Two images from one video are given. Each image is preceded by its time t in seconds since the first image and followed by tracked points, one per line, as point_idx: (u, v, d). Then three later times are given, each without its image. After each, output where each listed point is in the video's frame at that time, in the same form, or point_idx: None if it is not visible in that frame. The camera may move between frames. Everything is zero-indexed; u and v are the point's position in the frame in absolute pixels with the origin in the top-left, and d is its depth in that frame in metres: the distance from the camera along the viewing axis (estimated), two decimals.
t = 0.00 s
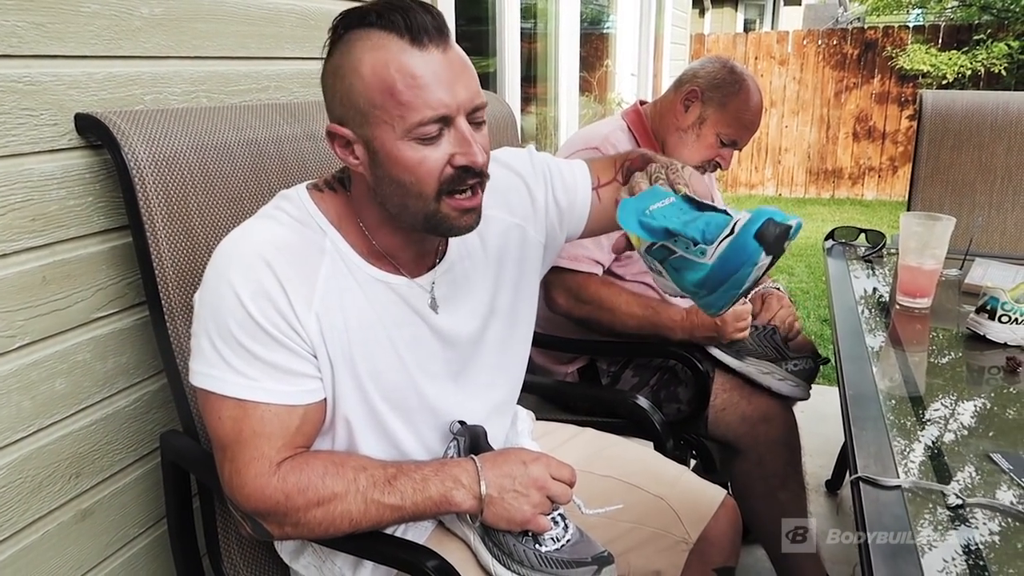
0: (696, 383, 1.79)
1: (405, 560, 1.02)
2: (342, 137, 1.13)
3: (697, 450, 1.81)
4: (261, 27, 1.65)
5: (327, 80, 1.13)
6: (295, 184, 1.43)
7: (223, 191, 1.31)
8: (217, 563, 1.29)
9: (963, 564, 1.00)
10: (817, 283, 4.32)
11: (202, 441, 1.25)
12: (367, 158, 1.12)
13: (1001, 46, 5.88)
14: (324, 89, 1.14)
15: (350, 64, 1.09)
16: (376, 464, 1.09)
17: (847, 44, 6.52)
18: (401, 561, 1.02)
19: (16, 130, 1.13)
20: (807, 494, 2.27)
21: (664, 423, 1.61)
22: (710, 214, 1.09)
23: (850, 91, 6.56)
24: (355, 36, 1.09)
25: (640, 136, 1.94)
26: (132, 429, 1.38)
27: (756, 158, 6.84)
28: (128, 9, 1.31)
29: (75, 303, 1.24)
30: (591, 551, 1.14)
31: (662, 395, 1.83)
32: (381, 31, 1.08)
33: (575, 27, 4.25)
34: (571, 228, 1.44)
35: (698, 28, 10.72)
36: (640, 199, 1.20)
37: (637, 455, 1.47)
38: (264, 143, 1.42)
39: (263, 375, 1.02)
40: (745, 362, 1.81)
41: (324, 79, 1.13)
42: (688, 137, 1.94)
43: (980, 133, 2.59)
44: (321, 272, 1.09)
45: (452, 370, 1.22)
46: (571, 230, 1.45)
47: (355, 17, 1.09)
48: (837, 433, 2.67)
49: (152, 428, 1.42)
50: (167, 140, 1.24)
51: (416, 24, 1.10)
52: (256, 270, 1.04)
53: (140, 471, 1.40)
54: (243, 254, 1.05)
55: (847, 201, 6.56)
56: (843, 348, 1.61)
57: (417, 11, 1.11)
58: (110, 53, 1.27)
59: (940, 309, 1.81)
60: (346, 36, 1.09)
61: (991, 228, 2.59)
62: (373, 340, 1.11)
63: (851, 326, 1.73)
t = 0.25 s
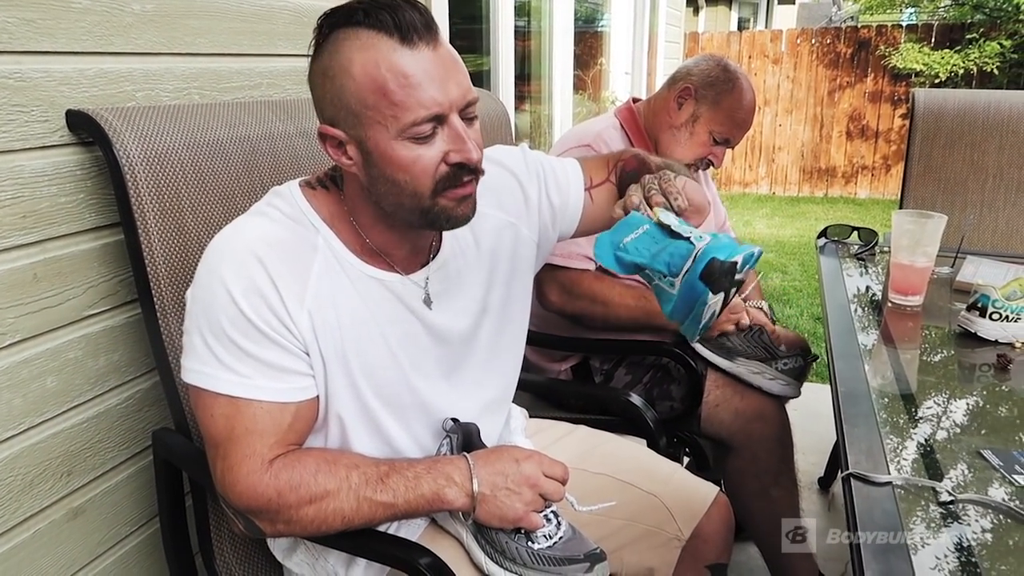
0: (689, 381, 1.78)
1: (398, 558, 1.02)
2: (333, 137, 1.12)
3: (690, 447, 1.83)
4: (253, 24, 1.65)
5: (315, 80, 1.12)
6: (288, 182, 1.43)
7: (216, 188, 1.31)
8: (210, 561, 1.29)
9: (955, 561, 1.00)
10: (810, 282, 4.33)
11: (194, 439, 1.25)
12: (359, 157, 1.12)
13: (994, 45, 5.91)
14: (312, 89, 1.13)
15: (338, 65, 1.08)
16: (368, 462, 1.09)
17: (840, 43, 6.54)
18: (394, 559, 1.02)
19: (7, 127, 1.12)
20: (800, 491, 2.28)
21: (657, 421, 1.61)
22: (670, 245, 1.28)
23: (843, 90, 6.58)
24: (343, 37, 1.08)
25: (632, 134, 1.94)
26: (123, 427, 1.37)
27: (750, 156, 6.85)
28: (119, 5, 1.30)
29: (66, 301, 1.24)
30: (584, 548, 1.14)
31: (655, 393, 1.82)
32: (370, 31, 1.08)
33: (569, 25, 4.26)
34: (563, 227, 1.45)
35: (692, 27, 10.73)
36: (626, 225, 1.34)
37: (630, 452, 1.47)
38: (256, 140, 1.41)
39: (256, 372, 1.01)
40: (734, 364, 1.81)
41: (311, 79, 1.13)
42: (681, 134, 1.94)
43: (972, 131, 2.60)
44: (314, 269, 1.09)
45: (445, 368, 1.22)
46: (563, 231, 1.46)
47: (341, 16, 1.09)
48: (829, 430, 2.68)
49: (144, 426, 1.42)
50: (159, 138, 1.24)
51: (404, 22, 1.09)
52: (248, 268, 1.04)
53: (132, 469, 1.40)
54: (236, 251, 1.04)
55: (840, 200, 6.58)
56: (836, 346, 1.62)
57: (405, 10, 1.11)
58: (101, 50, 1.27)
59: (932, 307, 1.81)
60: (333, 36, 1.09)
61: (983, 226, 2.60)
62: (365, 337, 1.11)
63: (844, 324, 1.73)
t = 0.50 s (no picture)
0: (688, 384, 1.79)
1: (396, 560, 1.02)
2: (331, 138, 1.12)
3: (690, 449, 1.83)
4: (252, 26, 1.65)
5: (313, 81, 1.12)
6: (287, 183, 1.42)
7: (214, 189, 1.31)
8: (208, 563, 1.28)
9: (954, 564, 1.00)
10: (809, 285, 4.33)
11: (192, 440, 1.25)
12: (357, 158, 1.12)
13: (993, 49, 5.93)
14: (310, 90, 1.13)
15: (337, 65, 1.08)
16: (366, 463, 1.08)
17: (838, 47, 6.54)
18: (392, 561, 1.02)
19: (4, 127, 1.12)
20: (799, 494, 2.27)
21: (656, 423, 1.61)
22: (674, 239, 1.30)
23: (842, 94, 6.59)
24: (342, 37, 1.08)
25: (629, 134, 1.94)
26: (121, 429, 1.37)
27: (749, 160, 6.85)
28: (118, 6, 1.30)
29: (63, 302, 1.24)
30: (583, 549, 1.14)
31: (654, 395, 1.84)
32: (369, 32, 1.08)
33: (569, 29, 4.26)
34: (561, 229, 1.45)
35: (691, 31, 10.75)
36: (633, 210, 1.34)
37: (628, 453, 1.47)
38: (255, 142, 1.41)
39: (253, 373, 1.01)
40: (732, 368, 1.80)
41: (310, 79, 1.13)
42: (678, 136, 1.94)
43: (970, 134, 2.60)
44: (312, 270, 1.09)
45: (443, 369, 1.21)
46: (561, 232, 1.46)
47: (340, 16, 1.09)
48: (829, 433, 2.67)
49: (142, 428, 1.41)
50: (157, 139, 1.24)
51: (403, 23, 1.09)
52: (245, 268, 1.03)
53: (130, 471, 1.39)
54: (234, 251, 1.04)
55: (839, 204, 6.59)
56: (835, 349, 1.61)
57: (405, 11, 1.11)
58: (99, 51, 1.27)
59: (931, 309, 1.81)
60: (332, 36, 1.09)
61: (982, 229, 2.60)
62: (363, 338, 1.11)
63: (843, 327, 1.72)
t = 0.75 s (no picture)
0: (688, 384, 1.80)
1: (395, 561, 1.02)
2: (332, 139, 1.12)
3: (688, 451, 1.81)
4: (251, 27, 1.65)
5: (315, 81, 1.11)
6: (285, 184, 1.42)
7: (213, 190, 1.31)
8: (206, 564, 1.28)
9: (954, 565, 0.99)
10: (808, 286, 4.33)
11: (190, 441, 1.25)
12: (359, 159, 1.12)
13: (990, 53, 5.94)
14: (310, 89, 1.13)
15: (340, 66, 1.08)
16: (365, 463, 1.08)
17: (837, 49, 6.55)
18: (390, 561, 1.02)
19: (2, 128, 1.12)
20: (798, 495, 2.27)
21: (655, 423, 1.61)
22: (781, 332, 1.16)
23: (841, 96, 6.59)
24: (346, 38, 1.07)
25: (625, 134, 1.94)
26: (119, 430, 1.37)
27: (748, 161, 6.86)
28: (117, 7, 1.30)
29: (62, 303, 1.23)
30: (582, 549, 1.14)
31: (653, 396, 1.83)
32: (374, 34, 1.07)
33: (568, 30, 4.27)
34: (558, 230, 1.45)
35: (690, 33, 10.76)
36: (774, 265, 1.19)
37: (627, 454, 1.47)
38: (253, 142, 1.41)
39: (250, 374, 1.01)
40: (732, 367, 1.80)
41: (310, 79, 1.12)
42: (673, 135, 1.94)
43: (969, 135, 2.60)
44: (309, 270, 1.09)
45: (441, 369, 1.21)
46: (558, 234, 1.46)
47: (342, 17, 1.08)
48: (828, 434, 2.67)
49: (140, 429, 1.41)
50: (156, 140, 1.24)
51: (410, 27, 1.08)
52: (242, 268, 1.03)
53: (128, 472, 1.39)
54: (231, 251, 1.04)
55: (838, 206, 6.59)
56: (834, 350, 1.61)
57: (411, 15, 1.10)
58: (98, 51, 1.27)
59: (930, 310, 1.81)
60: (336, 36, 1.08)
61: (981, 230, 2.61)
62: (361, 338, 1.11)
63: (842, 329, 1.72)
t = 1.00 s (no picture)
0: (685, 384, 1.79)
1: (394, 562, 1.01)
2: (333, 141, 1.12)
3: (688, 451, 1.84)
4: (250, 27, 1.65)
5: (315, 82, 1.11)
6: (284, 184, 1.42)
7: (212, 191, 1.31)
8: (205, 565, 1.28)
9: (953, 566, 0.99)
10: (807, 287, 4.33)
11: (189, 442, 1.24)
12: (361, 161, 1.12)
13: (989, 52, 6.02)
14: (311, 92, 1.13)
15: (341, 68, 1.07)
16: (364, 464, 1.08)
17: (835, 50, 6.55)
18: (389, 562, 1.01)
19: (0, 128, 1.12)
20: (797, 496, 2.27)
21: (654, 424, 1.61)
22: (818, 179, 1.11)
23: (839, 97, 6.59)
24: (347, 39, 1.07)
25: (619, 134, 1.94)
26: (118, 431, 1.37)
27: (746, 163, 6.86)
28: (115, 8, 1.30)
29: (60, 303, 1.23)
30: (581, 550, 1.14)
31: (650, 397, 1.81)
32: (375, 35, 1.06)
33: (566, 32, 4.27)
34: (558, 232, 1.45)
35: (688, 34, 10.77)
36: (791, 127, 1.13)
37: (626, 455, 1.47)
38: (252, 143, 1.41)
39: (249, 374, 1.01)
40: (730, 367, 1.81)
41: (311, 81, 1.12)
42: (668, 132, 1.93)
43: (967, 136, 2.60)
44: (308, 270, 1.09)
45: (441, 371, 1.21)
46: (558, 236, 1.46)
47: (343, 18, 1.08)
48: (827, 435, 2.67)
49: (138, 430, 1.41)
50: (156, 142, 1.24)
51: (412, 27, 1.08)
52: (242, 268, 1.03)
53: (126, 473, 1.39)
54: (230, 251, 1.04)
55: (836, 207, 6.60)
56: (832, 352, 1.61)
57: (413, 16, 1.10)
58: (96, 52, 1.27)
59: (929, 311, 1.81)
60: (336, 37, 1.08)
61: (980, 231, 2.61)
62: (360, 339, 1.11)
63: (840, 330, 1.72)
